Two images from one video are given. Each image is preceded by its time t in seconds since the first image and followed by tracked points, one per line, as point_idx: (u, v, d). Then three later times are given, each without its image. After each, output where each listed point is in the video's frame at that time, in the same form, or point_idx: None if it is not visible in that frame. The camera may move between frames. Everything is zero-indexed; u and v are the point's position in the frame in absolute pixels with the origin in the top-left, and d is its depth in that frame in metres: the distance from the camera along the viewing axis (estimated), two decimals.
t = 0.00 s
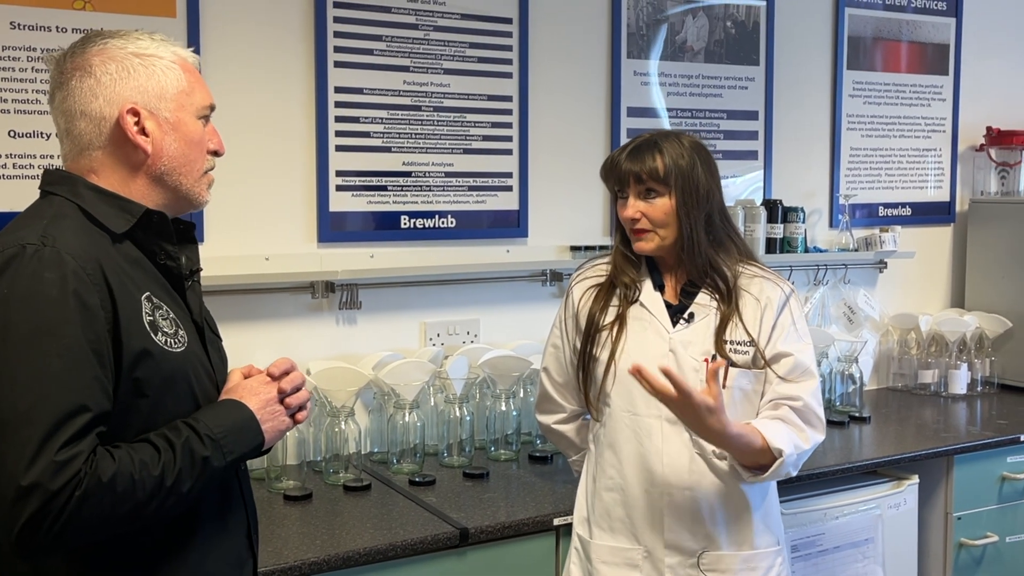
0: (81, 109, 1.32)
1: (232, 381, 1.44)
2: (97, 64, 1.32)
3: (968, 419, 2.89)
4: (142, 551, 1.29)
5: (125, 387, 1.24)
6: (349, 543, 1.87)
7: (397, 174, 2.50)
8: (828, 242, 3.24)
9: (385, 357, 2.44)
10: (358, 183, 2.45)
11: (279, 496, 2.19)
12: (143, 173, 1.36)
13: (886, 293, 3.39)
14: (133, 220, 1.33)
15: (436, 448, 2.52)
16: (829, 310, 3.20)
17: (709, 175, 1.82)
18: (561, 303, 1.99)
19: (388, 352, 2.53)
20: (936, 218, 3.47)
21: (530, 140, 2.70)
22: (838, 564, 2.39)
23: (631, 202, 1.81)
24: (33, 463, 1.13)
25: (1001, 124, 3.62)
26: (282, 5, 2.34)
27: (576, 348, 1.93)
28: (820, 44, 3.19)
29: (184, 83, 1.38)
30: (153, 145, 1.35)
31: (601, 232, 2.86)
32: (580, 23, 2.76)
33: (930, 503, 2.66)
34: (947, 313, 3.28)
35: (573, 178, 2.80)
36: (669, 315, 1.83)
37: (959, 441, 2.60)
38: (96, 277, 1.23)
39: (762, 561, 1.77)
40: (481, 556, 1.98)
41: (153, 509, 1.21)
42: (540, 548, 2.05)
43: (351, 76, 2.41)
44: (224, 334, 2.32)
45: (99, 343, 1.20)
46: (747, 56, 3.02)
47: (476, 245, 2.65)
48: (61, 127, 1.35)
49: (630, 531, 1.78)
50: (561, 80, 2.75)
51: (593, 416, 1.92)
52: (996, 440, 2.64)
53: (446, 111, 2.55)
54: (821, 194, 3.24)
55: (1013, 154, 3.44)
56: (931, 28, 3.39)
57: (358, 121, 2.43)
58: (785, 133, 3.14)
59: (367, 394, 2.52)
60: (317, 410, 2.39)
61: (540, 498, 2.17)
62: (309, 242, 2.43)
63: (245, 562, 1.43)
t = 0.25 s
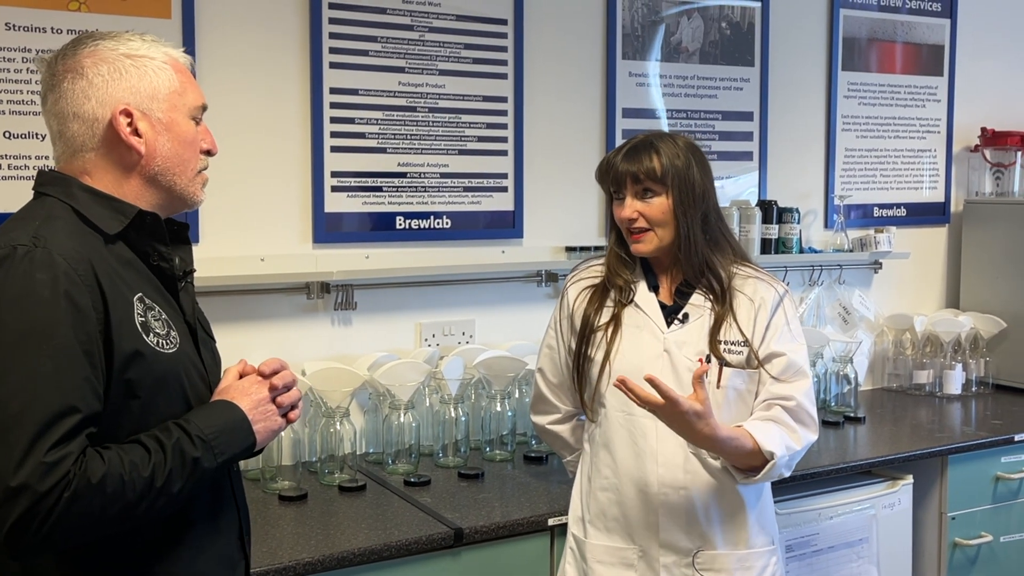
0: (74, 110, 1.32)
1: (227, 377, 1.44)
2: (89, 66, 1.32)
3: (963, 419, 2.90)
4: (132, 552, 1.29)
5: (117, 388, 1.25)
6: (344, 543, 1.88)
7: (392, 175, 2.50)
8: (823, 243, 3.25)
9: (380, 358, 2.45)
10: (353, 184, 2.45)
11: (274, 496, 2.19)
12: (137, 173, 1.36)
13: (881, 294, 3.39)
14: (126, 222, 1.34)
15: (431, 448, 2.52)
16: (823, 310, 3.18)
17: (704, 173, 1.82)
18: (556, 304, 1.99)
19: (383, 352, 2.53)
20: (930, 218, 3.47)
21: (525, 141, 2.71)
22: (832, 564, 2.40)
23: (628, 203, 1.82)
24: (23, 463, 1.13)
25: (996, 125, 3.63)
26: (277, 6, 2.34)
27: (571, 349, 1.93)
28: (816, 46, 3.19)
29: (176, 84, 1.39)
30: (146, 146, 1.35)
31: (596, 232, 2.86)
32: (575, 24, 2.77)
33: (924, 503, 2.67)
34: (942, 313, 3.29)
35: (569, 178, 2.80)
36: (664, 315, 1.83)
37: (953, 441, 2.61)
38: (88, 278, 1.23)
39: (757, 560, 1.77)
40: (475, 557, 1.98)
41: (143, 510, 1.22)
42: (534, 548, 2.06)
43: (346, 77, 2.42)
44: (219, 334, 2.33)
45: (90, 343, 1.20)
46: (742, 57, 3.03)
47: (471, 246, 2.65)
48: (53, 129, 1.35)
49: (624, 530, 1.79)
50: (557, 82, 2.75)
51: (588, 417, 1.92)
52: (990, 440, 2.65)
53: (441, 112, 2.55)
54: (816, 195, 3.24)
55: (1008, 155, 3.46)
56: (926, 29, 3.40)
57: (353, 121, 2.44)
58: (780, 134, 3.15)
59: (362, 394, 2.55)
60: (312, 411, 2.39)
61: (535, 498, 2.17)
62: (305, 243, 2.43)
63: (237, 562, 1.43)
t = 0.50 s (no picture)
0: (63, 112, 1.33)
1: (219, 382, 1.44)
2: (77, 67, 1.33)
3: (958, 419, 2.90)
4: (124, 551, 1.30)
5: (109, 388, 1.25)
6: (339, 544, 1.88)
7: (388, 176, 2.51)
8: (819, 244, 3.25)
9: (375, 359, 2.45)
10: (348, 185, 2.46)
11: (270, 497, 2.19)
12: (127, 174, 1.37)
13: (877, 294, 3.40)
14: (118, 222, 1.34)
15: (426, 449, 2.53)
16: (819, 311, 3.22)
17: (699, 172, 1.83)
18: (549, 305, 2.00)
19: (379, 353, 2.54)
20: (925, 219, 3.48)
21: (520, 142, 2.71)
22: (827, 564, 2.40)
23: (628, 200, 1.81)
24: (14, 463, 1.13)
25: (991, 126, 3.63)
26: (272, 7, 2.34)
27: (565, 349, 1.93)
28: (811, 47, 3.20)
29: (165, 84, 1.39)
30: (136, 147, 1.35)
31: (592, 233, 2.86)
32: (570, 25, 2.77)
33: (919, 503, 2.68)
34: (937, 313, 3.29)
35: (564, 179, 2.80)
36: (657, 316, 1.84)
37: (948, 441, 2.62)
38: (79, 279, 1.24)
39: (750, 560, 1.78)
40: (470, 557, 1.99)
41: (134, 510, 1.22)
42: (529, 549, 2.06)
43: (341, 78, 2.42)
44: (215, 335, 2.33)
45: (80, 344, 1.20)
46: (737, 58, 3.04)
47: (467, 247, 2.65)
48: (43, 131, 1.35)
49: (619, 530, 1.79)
50: (552, 83, 2.75)
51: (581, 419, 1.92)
52: (985, 439, 2.65)
53: (437, 113, 2.56)
54: (811, 196, 3.25)
55: (1002, 156, 3.46)
56: (921, 30, 3.41)
57: (348, 123, 2.44)
58: (775, 135, 3.16)
59: (357, 395, 2.54)
60: (307, 411, 2.39)
61: (530, 498, 2.18)
62: (300, 244, 2.43)
63: (230, 562, 1.44)
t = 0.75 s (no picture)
0: (56, 114, 1.33)
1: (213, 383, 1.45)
2: (70, 69, 1.33)
3: (955, 420, 2.91)
4: (119, 552, 1.30)
5: (103, 389, 1.25)
6: (335, 545, 1.88)
7: (385, 177, 2.51)
8: (816, 245, 3.26)
9: (372, 360, 2.45)
10: (346, 186, 2.46)
11: (267, 498, 2.19)
12: (120, 175, 1.37)
13: (874, 295, 3.40)
14: (112, 224, 1.34)
15: (423, 450, 2.53)
16: (816, 312, 3.22)
17: (690, 172, 1.83)
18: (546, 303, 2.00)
19: (376, 354, 2.54)
20: (922, 220, 3.48)
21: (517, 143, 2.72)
22: (824, 565, 2.40)
23: (620, 205, 1.82)
24: (8, 465, 1.14)
25: (988, 127, 3.64)
26: (269, 9, 2.35)
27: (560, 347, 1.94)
28: (807, 48, 3.20)
29: (158, 85, 1.39)
30: (128, 148, 1.36)
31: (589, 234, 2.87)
32: (567, 27, 2.77)
33: (916, 504, 2.68)
34: (934, 314, 3.30)
35: (561, 181, 2.81)
36: (651, 316, 1.84)
37: (944, 443, 2.62)
38: (73, 281, 1.24)
39: (746, 559, 1.80)
40: (466, 558, 1.99)
41: (128, 511, 1.22)
42: (526, 549, 2.06)
43: (338, 80, 2.42)
44: (212, 337, 2.33)
45: (74, 344, 1.21)
46: (734, 59, 3.04)
47: (465, 248, 2.66)
48: (37, 133, 1.36)
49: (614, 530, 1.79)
50: (549, 84, 2.76)
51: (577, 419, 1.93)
52: (981, 441, 2.66)
53: (434, 114, 2.56)
54: (808, 198, 3.25)
55: (999, 157, 3.46)
56: (918, 32, 3.41)
57: (345, 124, 2.44)
58: (772, 136, 3.16)
59: (355, 397, 2.54)
60: (303, 413, 2.40)
61: (527, 499, 2.18)
62: (297, 245, 2.43)
63: (225, 563, 1.44)
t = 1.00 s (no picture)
0: (55, 116, 1.33)
1: (213, 386, 1.45)
2: (69, 71, 1.33)
3: (956, 422, 2.91)
4: (118, 555, 1.30)
5: (102, 392, 1.25)
6: (335, 547, 1.88)
7: (385, 179, 2.51)
8: (816, 246, 3.26)
9: (372, 362, 2.45)
10: (345, 188, 2.46)
11: (267, 500, 2.19)
12: (120, 177, 1.37)
13: (874, 297, 3.40)
14: (111, 227, 1.34)
15: (424, 452, 2.53)
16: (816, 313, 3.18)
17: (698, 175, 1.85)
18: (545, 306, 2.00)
19: (376, 356, 2.54)
20: (922, 221, 3.48)
21: (517, 145, 2.72)
22: (824, 567, 2.40)
23: (639, 203, 1.81)
24: (6, 468, 1.14)
25: (988, 129, 3.64)
26: (269, 11, 2.35)
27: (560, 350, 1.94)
28: (807, 49, 3.20)
29: (158, 87, 1.39)
30: (128, 150, 1.36)
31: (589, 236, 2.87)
32: (567, 29, 2.77)
33: (916, 506, 2.68)
34: (934, 316, 3.30)
35: (561, 182, 2.81)
36: (649, 316, 1.84)
37: (945, 444, 2.61)
38: (72, 284, 1.24)
39: (743, 562, 1.78)
40: (467, 560, 1.99)
41: (127, 514, 1.22)
42: (526, 551, 2.06)
43: (338, 82, 2.42)
44: (212, 339, 2.33)
45: (72, 348, 1.21)
46: (733, 61, 3.04)
47: (465, 250, 2.65)
48: (37, 135, 1.36)
49: (613, 533, 1.79)
50: (549, 86, 2.76)
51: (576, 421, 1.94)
52: (982, 442, 2.65)
53: (434, 116, 2.56)
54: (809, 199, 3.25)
55: (999, 157, 3.46)
56: (918, 33, 3.41)
57: (346, 126, 2.44)
58: (773, 138, 3.16)
59: (355, 399, 2.54)
60: (303, 415, 2.39)
61: (527, 501, 2.18)
62: (297, 247, 2.43)
63: (224, 565, 1.44)
